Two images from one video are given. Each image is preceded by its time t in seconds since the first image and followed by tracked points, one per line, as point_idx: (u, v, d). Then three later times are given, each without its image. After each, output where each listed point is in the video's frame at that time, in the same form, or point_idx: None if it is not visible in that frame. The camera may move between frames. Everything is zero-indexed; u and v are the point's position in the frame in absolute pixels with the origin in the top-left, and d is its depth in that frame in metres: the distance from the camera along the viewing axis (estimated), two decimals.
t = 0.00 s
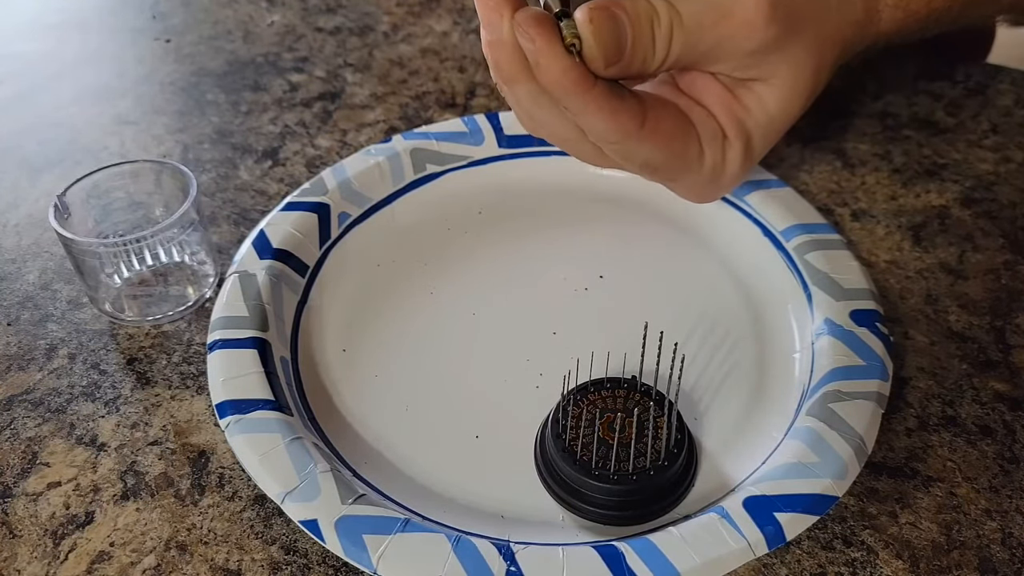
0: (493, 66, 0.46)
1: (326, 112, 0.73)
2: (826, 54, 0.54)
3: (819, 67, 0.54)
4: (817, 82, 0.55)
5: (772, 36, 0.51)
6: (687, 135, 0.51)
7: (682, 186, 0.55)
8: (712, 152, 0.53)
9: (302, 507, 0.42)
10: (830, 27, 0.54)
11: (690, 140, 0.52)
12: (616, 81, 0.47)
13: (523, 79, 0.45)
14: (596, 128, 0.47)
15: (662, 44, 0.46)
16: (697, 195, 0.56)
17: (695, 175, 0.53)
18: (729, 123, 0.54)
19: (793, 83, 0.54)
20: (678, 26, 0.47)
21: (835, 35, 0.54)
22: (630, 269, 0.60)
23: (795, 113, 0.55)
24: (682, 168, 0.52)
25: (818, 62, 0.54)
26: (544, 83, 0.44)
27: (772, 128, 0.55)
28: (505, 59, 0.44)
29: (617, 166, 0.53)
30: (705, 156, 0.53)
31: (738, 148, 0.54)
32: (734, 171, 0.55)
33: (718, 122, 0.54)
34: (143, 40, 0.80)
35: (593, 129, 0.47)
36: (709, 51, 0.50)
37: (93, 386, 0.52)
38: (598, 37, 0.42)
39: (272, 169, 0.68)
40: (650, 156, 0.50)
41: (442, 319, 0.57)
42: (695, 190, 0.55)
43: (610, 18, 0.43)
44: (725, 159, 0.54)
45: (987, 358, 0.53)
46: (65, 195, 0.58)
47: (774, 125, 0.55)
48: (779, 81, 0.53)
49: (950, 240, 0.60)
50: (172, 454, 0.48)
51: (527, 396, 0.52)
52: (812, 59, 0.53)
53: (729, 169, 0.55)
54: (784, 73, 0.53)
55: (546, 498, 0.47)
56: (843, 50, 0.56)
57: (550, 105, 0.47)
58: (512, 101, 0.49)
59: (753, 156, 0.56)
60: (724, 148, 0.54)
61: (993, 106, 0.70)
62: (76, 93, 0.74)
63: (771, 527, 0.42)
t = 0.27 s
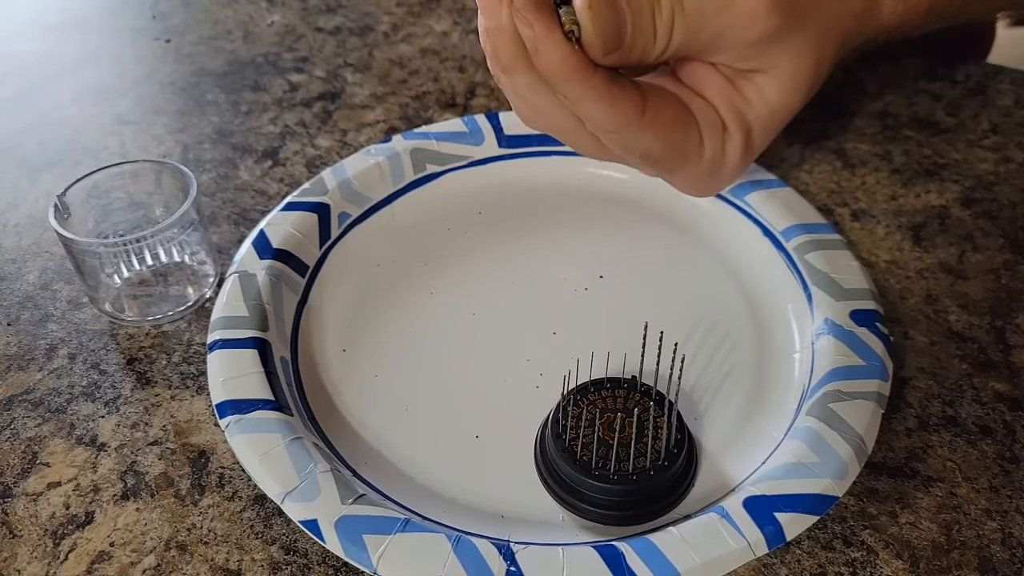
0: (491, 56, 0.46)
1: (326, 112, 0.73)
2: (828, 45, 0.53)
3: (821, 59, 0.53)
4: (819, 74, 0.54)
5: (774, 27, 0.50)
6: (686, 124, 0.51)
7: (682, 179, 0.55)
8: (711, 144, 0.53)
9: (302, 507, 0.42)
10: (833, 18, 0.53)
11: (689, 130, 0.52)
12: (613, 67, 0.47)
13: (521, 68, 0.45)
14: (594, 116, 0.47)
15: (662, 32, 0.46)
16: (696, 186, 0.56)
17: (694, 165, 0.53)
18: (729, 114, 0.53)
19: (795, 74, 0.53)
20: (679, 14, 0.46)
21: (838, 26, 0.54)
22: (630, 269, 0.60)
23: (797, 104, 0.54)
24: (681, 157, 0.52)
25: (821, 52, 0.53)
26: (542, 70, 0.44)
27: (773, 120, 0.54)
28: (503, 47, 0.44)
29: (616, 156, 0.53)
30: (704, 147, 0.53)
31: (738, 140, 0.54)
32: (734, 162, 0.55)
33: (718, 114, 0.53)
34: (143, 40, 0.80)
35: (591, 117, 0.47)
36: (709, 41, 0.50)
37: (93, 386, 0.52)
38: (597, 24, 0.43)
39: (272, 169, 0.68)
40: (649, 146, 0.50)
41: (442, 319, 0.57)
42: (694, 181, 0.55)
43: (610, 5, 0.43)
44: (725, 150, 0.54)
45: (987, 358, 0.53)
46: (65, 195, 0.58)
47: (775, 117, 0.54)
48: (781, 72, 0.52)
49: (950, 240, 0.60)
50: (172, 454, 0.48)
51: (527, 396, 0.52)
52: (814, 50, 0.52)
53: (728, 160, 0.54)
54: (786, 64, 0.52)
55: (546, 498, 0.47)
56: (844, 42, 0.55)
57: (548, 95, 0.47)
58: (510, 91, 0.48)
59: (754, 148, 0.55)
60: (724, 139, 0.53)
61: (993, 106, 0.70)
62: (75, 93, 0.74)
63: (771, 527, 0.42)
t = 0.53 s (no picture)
0: (493, 48, 0.46)
1: (326, 112, 0.73)
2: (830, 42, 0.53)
3: (823, 56, 0.53)
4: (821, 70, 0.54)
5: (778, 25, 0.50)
6: (689, 121, 0.51)
7: (685, 175, 0.55)
8: (715, 141, 0.53)
9: (302, 507, 0.42)
10: (836, 15, 0.53)
11: (692, 126, 0.52)
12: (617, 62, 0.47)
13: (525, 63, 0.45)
14: (598, 112, 0.47)
15: (666, 28, 0.46)
16: (698, 182, 0.56)
17: (696, 161, 0.53)
18: (731, 111, 0.53)
19: (798, 71, 0.53)
20: (683, 10, 0.46)
21: (840, 23, 0.53)
22: (631, 269, 0.60)
23: (799, 100, 0.54)
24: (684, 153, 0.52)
25: (823, 49, 0.53)
26: (546, 65, 0.44)
27: (775, 116, 0.54)
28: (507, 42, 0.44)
29: (619, 152, 0.53)
30: (707, 143, 0.53)
31: (741, 136, 0.54)
32: (736, 159, 0.55)
33: (721, 110, 0.53)
34: (143, 40, 0.80)
35: (595, 113, 0.47)
36: (713, 37, 0.49)
37: (93, 386, 0.52)
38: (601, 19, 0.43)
39: (272, 169, 0.68)
40: (653, 142, 0.50)
41: (442, 318, 0.57)
42: (696, 177, 0.55)
43: None
44: (727, 146, 0.54)
45: (987, 358, 0.53)
46: (65, 195, 0.59)
47: (777, 113, 0.54)
48: (784, 69, 0.52)
49: (950, 240, 0.60)
50: (172, 454, 0.48)
51: (527, 396, 0.52)
52: (816, 47, 0.52)
53: (731, 157, 0.54)
54: (789, 61, 0.52)
55: (546, 498, 0.47)
56: (846, 41, 0.55)
57: (551, 90, 0.47)
58: (512, 85, 0.48)
59: (756, 144, 0.55)
60: (726, 136, 0.53)
61: (993, 106, 0.70)
62: (75, 93, 0.74)
63: (771, 527, 0.42)
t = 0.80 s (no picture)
0: (494, 47, 0.46)
1: (326, 112, 0.73)
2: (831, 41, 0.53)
3: (824, 55, 0.53)
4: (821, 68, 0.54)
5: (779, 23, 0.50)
6: (690, 119, 0.51)
7: (686, 173, 0.55)
8: (715, 139, 0.53)
9: (302, 507, 0.42)
10: (836, 12, 0.53)
11: (693, 124, 0.52)
12: (618, 60, 0.47)
13: (526, 60, 0.45)
14: (599, 110, 0.47)
15: (667, 27, 0.46)
16: (699, 181, 0.56)
17: (697, 159, 0.53)
18: (732, 109, 0.53)
19: (798, 69, 0.53)
20: (684, 8, 0.46)
21: (840, 20, 0.53)
22: (631, 269, 0.60)
23: (800, 99, 0.54)
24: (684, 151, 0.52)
25: (823, 48, 0.53)
26: (548, 63, 0.44)
27: (776, 114, 0.54)
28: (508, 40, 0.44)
29: (619, 151, 0.53)
30: (708, 142, 0.53)
31: (742, 135, 0.54)
32: (736, 157, 0.55)
33: (722, 108, 0.53)
34: (143, 40, 0.80)
35: (597, 111, 0.47)
36: (714, 35, 0.49)
37: (93, 386, 0.52)
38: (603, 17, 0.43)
39: (272, 169, 0.68)
40: (654, 140, 0.50)
41: (442, 318, 0.57)
42: (697, 176, 0.55)
43: None
44: (728, 144, 0.54)
45: (987, 358, 0.53)
46: (65, 195, 0.59)
47: (777, 112, 0.54)
48: (784, 67, 0.52)
49: (950, 240, 0.60)
50: (172, 454, 0.48)
51: (527, 396, 0.52)
52: (817, 46, 0.52)
53: (732, 155, 0.54)
54: (790, 59, 0.52)
55: (546, 498, 0.47)
56: (846, 38, 0.55)
57: (552, 88, 0.47)
58: (514, 83, 0.48)
59: (757, 142, 0.55)
60: (727, 134, 0.53)
61: (993, 106, 0.70)
62: (75, 93, 0.74)
63: (771, 527, 0.42)
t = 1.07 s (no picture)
0: (494, 47, 0.46)
1: (326, 112, 0.73)
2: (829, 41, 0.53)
3: (822, 55, 0.53)
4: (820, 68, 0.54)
5: (778, 24, 0.50)
6: (689, 119, 0.51)
7: (684, 173, 0.55)
8: (714, 139, 0.53)
9: (302, 507, 0.42)
10: (835, 13, 0.53)
11: (692, 124, 0.52)
12: (617, 61, 0.47)
13: (525, 61, 0.45)
14: (598, 111, 0.47)
15: (666, 28, 0.46)
16: (697, 181, 0.56)
17: (696, 159, 0.53)
18: (731, 109, 0.54)
19: (797, 70, 0.52)
20: (683, 9, 0.46)
21: (839, 20, 0.53)
22: (631, 269, 0.60)
23: (798, 99, 0.54)
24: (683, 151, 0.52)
25: (822, 49, 0.53)
26: (547, 64, 0.44)
27: (775, 115, 0.54)
28: (507, 40, 0.44)
29: (618, 151, 0.53)
30: (706, 142, 0.53)
31: (741, 135, 0.54)
32: (735, 157, 0.55)
33: (720, 108, 0.54)
34: (143, 40, 0.80)
35: (596, 112, 0.47)
36: (713, 36, 0.49)
37: (93, 386, 0.52)
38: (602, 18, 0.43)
39: (272, 169, 0.68)
40: (653, 141, 0.50)
41: (442, 318, 0.57)
42: (696, 176, 0.55)
43: None
44: (727, 145, 0.54)
45: (987, 358, 0.53)
46: (65, 195, 0.59)
47: (776, 112, 0.54)
48: (783, 67, 0.52)
49: (950, 240, 0.60)
50: (172, 454, 0.48)
51: (527, 396, 0.52)
52: (816, 46, 0.52)
53: (730, 155, 0.55)
54: (789, 58, 0.52)
55: (546, 498, 0.47)
56: (845, 37, 0.55)
57: (551, 89, 0.47)
58: (513, 82, 0.48)
59: (755, 142, 0.55)
60: (726, 135, 0.54)
61: (993, 106, 0.70)
62: (75, 93, 0.74)
63: (771, 527, 0.42)
